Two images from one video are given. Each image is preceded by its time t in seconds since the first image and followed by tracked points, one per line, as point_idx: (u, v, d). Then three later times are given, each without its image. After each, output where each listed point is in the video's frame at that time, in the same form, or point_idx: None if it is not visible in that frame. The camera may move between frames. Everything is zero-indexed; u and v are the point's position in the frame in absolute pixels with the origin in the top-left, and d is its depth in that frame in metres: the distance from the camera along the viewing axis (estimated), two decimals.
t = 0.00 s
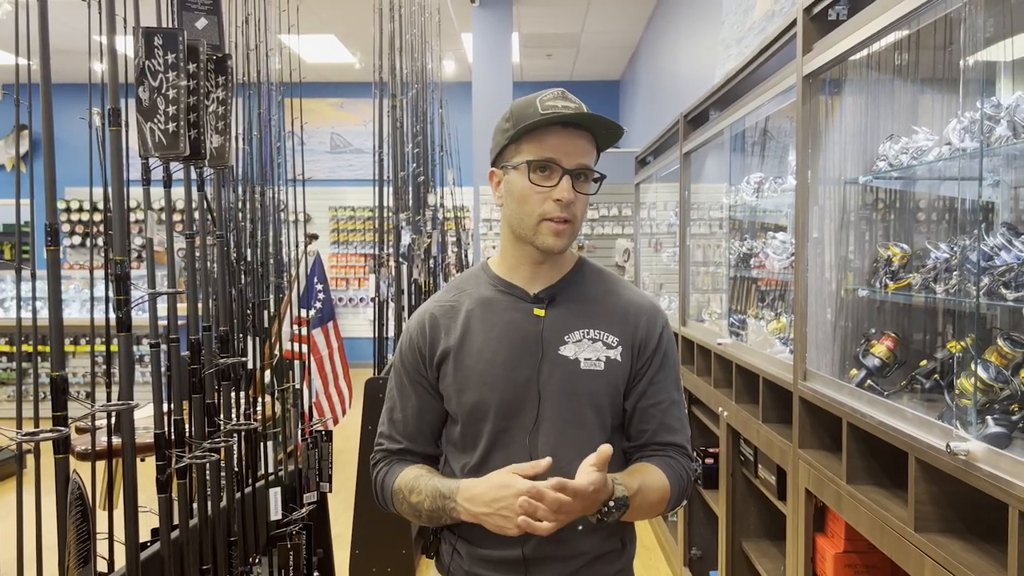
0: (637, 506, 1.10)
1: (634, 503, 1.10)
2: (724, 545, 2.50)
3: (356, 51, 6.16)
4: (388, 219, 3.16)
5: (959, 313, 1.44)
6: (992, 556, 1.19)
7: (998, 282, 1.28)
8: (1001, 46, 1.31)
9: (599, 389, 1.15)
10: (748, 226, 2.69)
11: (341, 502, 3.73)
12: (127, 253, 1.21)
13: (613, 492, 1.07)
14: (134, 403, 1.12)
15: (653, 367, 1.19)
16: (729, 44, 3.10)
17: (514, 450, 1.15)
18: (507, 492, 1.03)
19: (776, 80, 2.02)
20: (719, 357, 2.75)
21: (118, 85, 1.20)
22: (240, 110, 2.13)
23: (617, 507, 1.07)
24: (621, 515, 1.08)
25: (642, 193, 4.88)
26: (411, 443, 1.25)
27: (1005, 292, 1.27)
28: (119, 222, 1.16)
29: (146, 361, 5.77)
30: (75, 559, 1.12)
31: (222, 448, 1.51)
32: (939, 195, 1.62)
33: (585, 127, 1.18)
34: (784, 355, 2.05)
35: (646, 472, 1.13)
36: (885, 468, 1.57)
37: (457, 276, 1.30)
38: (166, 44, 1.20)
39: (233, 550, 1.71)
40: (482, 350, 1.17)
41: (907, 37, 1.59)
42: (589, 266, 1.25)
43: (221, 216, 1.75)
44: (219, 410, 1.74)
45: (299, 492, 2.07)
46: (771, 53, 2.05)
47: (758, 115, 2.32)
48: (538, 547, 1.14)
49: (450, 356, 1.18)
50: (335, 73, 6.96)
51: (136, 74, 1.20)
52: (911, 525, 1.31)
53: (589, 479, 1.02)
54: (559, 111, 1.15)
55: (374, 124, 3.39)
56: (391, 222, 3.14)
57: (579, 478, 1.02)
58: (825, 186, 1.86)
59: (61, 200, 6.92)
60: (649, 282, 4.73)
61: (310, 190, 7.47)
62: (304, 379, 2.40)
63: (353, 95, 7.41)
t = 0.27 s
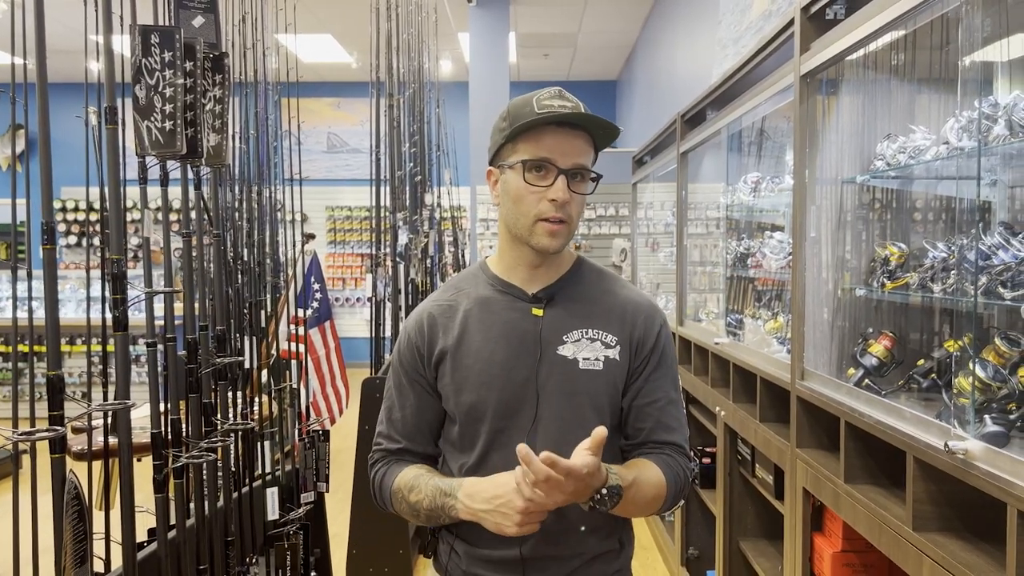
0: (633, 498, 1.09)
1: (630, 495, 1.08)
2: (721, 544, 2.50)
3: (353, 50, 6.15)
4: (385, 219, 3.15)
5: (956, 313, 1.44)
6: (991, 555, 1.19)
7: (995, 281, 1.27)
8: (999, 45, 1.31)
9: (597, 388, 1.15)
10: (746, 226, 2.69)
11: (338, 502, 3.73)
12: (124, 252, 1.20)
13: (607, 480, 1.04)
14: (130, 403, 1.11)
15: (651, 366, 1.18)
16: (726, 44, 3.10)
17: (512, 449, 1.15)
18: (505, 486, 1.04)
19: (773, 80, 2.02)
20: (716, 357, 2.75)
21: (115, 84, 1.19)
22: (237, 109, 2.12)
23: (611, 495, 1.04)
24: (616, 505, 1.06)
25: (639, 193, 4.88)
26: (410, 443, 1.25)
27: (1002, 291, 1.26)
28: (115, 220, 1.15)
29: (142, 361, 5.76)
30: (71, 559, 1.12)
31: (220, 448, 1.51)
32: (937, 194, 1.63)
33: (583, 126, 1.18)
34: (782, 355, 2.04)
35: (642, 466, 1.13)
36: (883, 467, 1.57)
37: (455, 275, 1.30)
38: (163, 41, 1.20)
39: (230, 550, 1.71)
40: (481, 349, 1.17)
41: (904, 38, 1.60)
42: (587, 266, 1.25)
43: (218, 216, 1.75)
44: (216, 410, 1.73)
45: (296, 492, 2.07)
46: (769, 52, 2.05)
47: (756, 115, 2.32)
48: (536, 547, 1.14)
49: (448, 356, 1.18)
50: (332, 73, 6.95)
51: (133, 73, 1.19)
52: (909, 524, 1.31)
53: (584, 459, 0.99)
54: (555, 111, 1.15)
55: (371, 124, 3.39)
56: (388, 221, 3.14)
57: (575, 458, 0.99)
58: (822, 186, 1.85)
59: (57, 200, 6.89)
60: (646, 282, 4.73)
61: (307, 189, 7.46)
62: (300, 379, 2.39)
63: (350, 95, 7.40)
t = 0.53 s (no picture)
0: (634, 491, 1.08)
1: (631, 486, 1.08)
2: (719, 544, 2.50)
3: (350, 50, 6.14)
4: (383, 219, 3.14)
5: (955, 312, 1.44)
6: (990, 555, 1.19)
7: (994, 281, 1.27)
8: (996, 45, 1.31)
9: (597, 386, 1.15)
10: (744, 226, 2.69)
11: (335, 503, 3.72)
12: (123, 252, 1.20)
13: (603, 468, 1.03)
14: (129, 403, 1.10)
15: (651, 364, 1.18)
16: (724, 44, 3.10)
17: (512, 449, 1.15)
18: (498, 485, 1.04)
19: (771, 81, 2.02)
20: (714, 357, 2.75)
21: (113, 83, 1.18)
22: (234, 109, 2.11)
23: (610, 483, 1.03)
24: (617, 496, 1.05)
25: (636, 193, 4.88)
26: (408, 445, 1.24)
27: (1001, 291, 1.26)
28: (114, 220, 1.14)
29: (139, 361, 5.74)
30: (69, 560, 1.11)
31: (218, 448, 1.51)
32: (935, 194, 1.63)
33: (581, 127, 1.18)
34: (780, 355, 2.04)
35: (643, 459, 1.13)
36: (882, 467, 1.57)
37: (453, 276, 1.30)
38: (162, 41, 1.20)
39: (228, 550, 1.70)
40: (479, 349, 1.16)
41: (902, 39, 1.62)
42: (586, 264, 1.24)
43: (216, 216, 1.75)
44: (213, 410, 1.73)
45: (294, 493, 2.06)
46: (767, 53, 2.05)
47: (754, 115, 2.32)
48: (536, 546, 1.13)
49: (447, 356, 1.18)
50: (329, 73, 6.94)
51: (131, 72, 1.19)
52: (908, 524, 1.31)
53: (572, 440, 0.98)
54: (553, 112, 1.15)
55: (368, 123, 3.38)
56: (386, 221, 3.13)
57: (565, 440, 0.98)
58: (820, 185, 1.84)
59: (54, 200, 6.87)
60: (643, 282, 4.73)
61: (304, 189, 7.44)
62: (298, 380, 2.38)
63: (347, 94, 7.38)
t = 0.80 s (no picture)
0: (646, 469, 1.08)
1: (642, 464, 1.07)
2: (716, 544, 2.51)
3: (348, 50, 6.14)
4: (380, 219, 3.14)
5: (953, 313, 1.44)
6: (988, 556, 1.19)
7: (992, 282, 1.27)
8: (988, 48, 1.31)
9: (599, 384, 1.15)
10: (741, 226, 2.70)
11: (333, 503, 3.72)
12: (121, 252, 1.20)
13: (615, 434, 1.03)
14: (128, 404, 1.10)
15: (653, 361, 1.18)
16: (722, 45, 3.10)
17: (513, 449, 1.15)
18: (461, 505, 1.04)
19: (768, 82, 2.02)
20: (712, 357, 2.76)
21: (111, 83, 1.18)
22: (232, 109, 2.11)
23: (623, 450, 1.03)
24: (629, 468, 1.04)
25: (634, 193, 4.88)
26: (407, 448, 1.24)
27: (998, 292, 1.26)
28: (112, 221, 1.14)
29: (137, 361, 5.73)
30: (67, 561, 1.11)
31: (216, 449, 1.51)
32: (932, 195, 1.63)
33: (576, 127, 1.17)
34: (778, 355, 2.04)
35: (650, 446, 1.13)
36: (880, 467, 1.57)
37: (452, 278, 1.30)
38: (160, 41, 1.19)
39: (227, 551, 1.70)
40: (479, 349, 1.16)
41: (899, 41, 1.62)
42: (586, 263, 1.24)
43: (215, 216, 1.75)
44: (211, 411, 1.72)
45: (292, 493, 2.06)
46: (765, 53, 2.04)
47: (752, 115, 2.32)
48: (536, 546, 1.14)
49: (447, 357, 1.18)
50: (326, 73, 6.93)
51: (129, 73, 1.19)
52: (906, 525, 1.31)
53: (577, 397, 1.00)
54: (547, 113, 1.15)
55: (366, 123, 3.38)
56: (384, 222, 3.13)
57: (565, 397, 1.00)
58: (817, 186, 1.85)
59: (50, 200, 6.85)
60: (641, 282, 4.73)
61: (302, 189, 7.44)
62: (296, 381, 2.38)
63: (344, 95, 7.37)
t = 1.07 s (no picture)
0: (628, 489, 1.08)
1: (624, 485, 1.08)
2: (714, 544, 2.51)
3: (345, 50, 6.14)
4: (378, 219, 3.14)
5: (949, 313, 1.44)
6: (985, 555, 1.19)
7: (988, 282, 1.27)
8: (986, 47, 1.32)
9: (599, 386, 1.15)
10: (738, 227, 2.70)
11: (330, 503, 3.72)
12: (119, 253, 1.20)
13: (589, 464, 1.04)
14: (126, 405, 1.10)
15: (654, 363, 1.18)
16: (719, 45, 3.11)
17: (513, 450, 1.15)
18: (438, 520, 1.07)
19: (765, 82, 2.03)
20: (709, 357, 2.76)
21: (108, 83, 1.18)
22: (229, 108, 2.11)
23: (597, 481, 1.04)
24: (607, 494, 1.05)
25: (631, 193, 4.89)
26: (407, 449, 1.24)
27: (995, 292, 1.26)
28: (110, 221, 1.14)
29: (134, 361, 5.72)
30: (65, 562, 1.11)
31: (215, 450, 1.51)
32: (929, 195, 1.64)
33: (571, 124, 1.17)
34: (775, 355, 2.05)
35: (637, 459, 1.13)
36: (877, 467, 1.58)
37: (453, 278, 1.30)
38: (158, 42, 1.19)
39: (225, 552, 1.70)
40: (480, 350, 1.16)
41: (896, 42, 1.62)
42: (587, 264, 1.24)
43: (213, 216, 1.75)
44: (209, 411, 1.72)
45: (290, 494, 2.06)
46: (762, 53, 2.04)
47: (748, 116, 2.33)
48: (535, 548, 1.13)
49: (447, 358, 1.18)
50: (323, 73, 6.92)
51: (127, 73, 1.19)
52: (903, 525, 1.31)
53: (540, 440, 1.01)
54: (541, 111, 1.15)
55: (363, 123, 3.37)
56: (381, 222, 3.13)
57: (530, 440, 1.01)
58: (814, 186, 1.85)
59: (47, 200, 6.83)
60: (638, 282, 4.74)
61: (299, 189, 7.43)
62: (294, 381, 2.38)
63: (342, 95, 7.37)
